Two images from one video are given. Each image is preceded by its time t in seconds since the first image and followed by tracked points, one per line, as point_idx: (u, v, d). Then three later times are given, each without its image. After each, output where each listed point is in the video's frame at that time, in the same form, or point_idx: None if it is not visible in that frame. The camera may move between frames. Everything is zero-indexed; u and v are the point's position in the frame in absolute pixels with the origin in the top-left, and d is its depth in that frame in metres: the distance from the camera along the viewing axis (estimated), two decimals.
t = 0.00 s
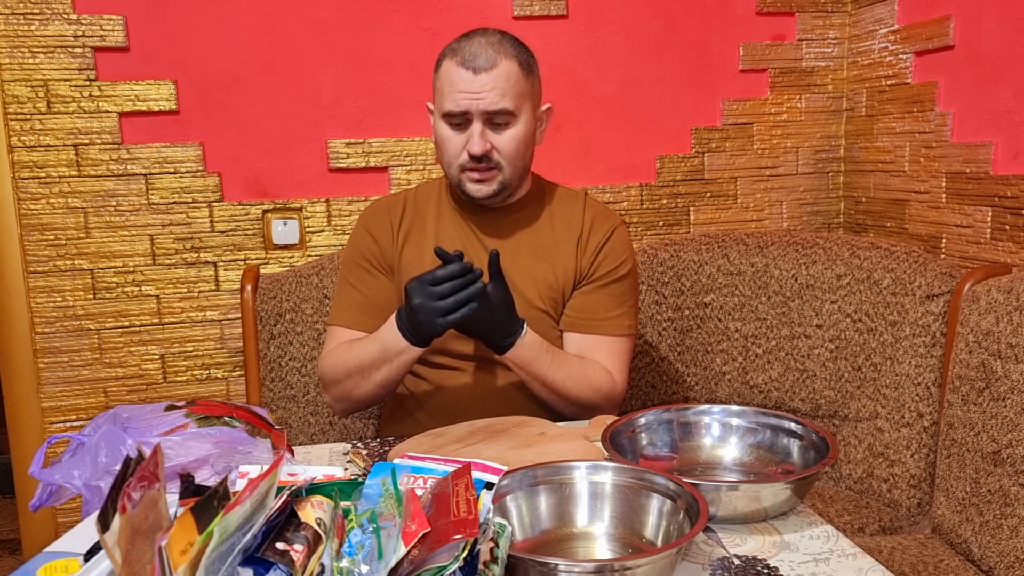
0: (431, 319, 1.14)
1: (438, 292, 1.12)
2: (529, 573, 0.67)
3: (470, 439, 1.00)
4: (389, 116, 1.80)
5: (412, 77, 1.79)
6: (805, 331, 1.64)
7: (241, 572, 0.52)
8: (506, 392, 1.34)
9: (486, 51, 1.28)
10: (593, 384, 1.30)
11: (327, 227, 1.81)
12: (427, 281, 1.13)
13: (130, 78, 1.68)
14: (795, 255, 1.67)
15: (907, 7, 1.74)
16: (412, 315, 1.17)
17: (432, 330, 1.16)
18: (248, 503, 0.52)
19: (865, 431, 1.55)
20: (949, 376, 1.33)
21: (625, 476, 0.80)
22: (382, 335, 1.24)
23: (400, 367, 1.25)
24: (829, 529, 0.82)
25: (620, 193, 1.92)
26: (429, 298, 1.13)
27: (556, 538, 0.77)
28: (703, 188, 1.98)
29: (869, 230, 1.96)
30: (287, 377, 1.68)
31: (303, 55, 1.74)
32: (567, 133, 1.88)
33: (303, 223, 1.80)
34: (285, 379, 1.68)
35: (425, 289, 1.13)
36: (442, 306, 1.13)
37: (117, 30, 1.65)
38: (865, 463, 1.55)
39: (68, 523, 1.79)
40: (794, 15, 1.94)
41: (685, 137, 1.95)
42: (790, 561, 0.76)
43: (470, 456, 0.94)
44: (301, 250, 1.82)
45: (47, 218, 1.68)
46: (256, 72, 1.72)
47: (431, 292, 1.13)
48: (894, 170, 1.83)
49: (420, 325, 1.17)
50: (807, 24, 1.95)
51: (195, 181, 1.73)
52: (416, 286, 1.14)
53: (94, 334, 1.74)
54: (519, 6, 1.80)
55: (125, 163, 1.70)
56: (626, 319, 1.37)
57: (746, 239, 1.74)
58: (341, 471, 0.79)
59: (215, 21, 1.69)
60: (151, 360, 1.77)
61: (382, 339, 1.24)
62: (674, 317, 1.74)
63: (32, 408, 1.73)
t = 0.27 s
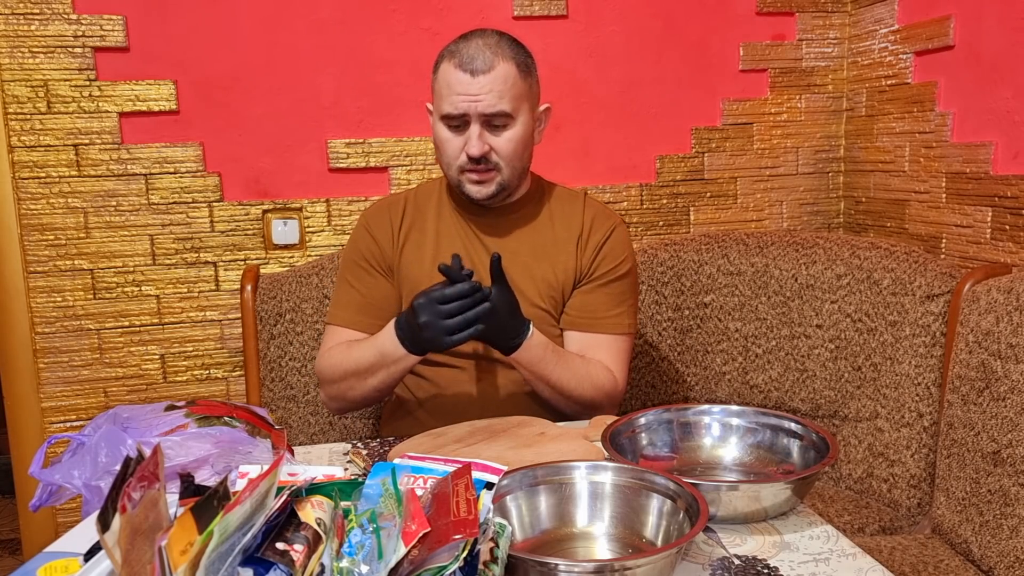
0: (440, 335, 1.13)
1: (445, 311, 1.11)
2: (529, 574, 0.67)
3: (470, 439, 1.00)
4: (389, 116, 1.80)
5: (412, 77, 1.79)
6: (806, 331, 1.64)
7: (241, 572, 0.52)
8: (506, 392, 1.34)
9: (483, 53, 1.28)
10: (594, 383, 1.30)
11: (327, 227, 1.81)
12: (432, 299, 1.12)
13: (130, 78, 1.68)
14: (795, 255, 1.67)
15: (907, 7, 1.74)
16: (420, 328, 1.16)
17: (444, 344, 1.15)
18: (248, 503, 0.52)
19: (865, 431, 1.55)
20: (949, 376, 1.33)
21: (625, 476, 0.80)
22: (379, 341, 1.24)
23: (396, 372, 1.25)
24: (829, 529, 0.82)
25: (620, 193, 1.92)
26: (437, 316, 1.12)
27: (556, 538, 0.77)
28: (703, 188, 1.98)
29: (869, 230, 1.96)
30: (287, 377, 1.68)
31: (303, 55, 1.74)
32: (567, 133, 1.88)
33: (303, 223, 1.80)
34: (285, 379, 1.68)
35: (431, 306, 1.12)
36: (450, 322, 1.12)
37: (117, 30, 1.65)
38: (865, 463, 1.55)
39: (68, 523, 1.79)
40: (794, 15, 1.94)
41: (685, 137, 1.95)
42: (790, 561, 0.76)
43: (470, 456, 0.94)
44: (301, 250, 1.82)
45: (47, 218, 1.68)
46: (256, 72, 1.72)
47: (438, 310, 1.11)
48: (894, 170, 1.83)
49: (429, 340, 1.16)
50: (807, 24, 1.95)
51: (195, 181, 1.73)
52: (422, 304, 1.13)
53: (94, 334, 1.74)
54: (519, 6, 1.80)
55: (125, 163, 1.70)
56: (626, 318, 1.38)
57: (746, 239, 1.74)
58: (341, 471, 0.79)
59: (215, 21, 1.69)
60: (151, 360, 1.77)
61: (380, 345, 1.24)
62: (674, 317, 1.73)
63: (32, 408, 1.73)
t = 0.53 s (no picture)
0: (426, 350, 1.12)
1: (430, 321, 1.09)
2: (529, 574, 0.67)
3: (470, 439, 1.00)
4: (389, 116, 1.80)
5: (412, 77, 1.79)
6: (806, 331, 1.64)
7: (241, 573, 0.52)
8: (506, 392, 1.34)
9: (481, 54, 1.28)
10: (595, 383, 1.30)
11: (327, 227, 1.81)
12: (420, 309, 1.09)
13: (130, 78, 1.68)
14: (795, 255, 1.67)
15: (907, 7, 1.74)
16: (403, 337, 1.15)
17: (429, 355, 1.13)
18: (248, 503, 0.52)
19: (865, 431, 1.55)
20: (949, 376, 1.33)
21: (625, 476, 0.80)
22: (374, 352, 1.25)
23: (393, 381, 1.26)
24: (829, 529, 0.82)
25: (620, 193, 1.92)
26: (419, 333, 1.10)
27: (556, 538, 0.77)
28: (703, 188, 1.98)
29: (869, 230, 1.96)
30: (287, 377, 1.68)
31: (303, 54, 1.74)
32: (567, 133, 1.88)
33: (303, 223, 1.80)
34: (285, 379, 1.68)
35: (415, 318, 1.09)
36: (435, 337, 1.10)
37: (117, 30, 1.65)
38: (865, 463, 1.55)
39: (68, 523, 1.79)
40: (794, 15, 1.94)
41: (685, 137, 1.95)
42: (790, 561, 0.76)
43: (470, 456, 0.94)
44: (301, 250, 1.82)
45: (47, 217, 1.68)
46: (256, 72, 1.72)
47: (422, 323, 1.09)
48: (894, 170, 1.83)
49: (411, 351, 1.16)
50: (807, 24, 1.95)
51: (195, 181, 1.73)
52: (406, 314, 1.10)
53: (94, 334, 1.74)
54: (519, 6, 1.80)
55: (125, 163, 1.70)
56: (625, 316, 1.37)
57: (746, 239, 1.74)
58: (341, 471, 0.79)
59: (215, 21, 1.69)
60: (151, 360, 1.77)
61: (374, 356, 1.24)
62: (674, 317, 1.73)
63: (32, 408, 1.73)
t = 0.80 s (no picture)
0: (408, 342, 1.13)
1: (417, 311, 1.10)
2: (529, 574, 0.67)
3: (470, 439, 1.00)
4: (389, 116, 1.80)
5: (412, 77, 1.79)
6: (805, 331, 1.64)
7: (241, 573, 0.52)
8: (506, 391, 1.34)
9: (472, 56, 1.28)
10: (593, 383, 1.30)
11: (327, 227, 1.81)
12: (409, 294, 1.09)
13: (130, 78, 1.68)
14: (795, 255, 1.67)
15: (907, 7, 1.74)
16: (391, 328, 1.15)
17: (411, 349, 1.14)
18: (248, 503, 0.52)
19: (865, 431, 1.55)
20: (949, 376, 1.33)
21: (625, 476, 0.80)
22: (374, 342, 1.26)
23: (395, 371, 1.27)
24: (829, 529, 0.82)
25: (620, 193, 1.92)
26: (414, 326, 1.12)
27: (556, 538, 0.77)
28: (703, 188, 1.98)
29: (869, 230, 1.96)
30: (287, 377, 1.68)
31: (303, 55, 1.74)
32: (567, 133, 1.88)
33: (303, 223, 1.80)
34: (285, 379, 1.68)
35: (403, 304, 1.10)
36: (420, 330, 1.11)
37: (117, 30, 1.65)
38: (865, 463, 1.55)
39: (68, 523, 1.79)
40: (794, 15, 1.94)
41: (685, 137, 1.95)
42: (790, 561, 0.76)
43: (470, 456, 0.94)
44: (301, 250, 1.82)
45: (47, 218, 1.68)
46: (255, 72, 1.72)
47: (409, 310, 1.10)
48: (894, 170, 1.83)
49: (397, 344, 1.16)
50: (807, 24, 1.95)
51: (195, 181, 1.73)
52: (394, 297, 1.11)
53: (94, 334, 1.74)
54: (519, 6, 1.80)
55: (125, 163, 1.70)
56: (624, 316, 1.37)
57: (746, 239, 1.74)
58: (341, 471, 0.79)
59: (215, 21, 1.69)
60: (151, 360, 1.77)
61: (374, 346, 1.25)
62: (674, 317, 1.73)
63: (32, 408, 1.73)
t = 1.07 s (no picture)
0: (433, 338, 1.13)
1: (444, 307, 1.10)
2: (529, 573, 0.67)
3: (470, 439, 1.00)
4: (389, 116, 1.80)
5: (412, 77, 1.79)
6: (805, 331, 1.64)
7: (241, 572, 0.52)
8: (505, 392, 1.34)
9: (478, 56, 1.28)
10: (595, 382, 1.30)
11: (327, 227, 1.81)
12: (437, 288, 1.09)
13: (130, 78, 1.68)
14: (795, 255, 1.67)
15: (907, 7, 1.74)
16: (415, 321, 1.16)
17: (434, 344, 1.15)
18: (248, 503, 0.52)
19: (865, 431, 1.55)
20: (949, 376, 1.33)
21: (625, 476, 0.80)
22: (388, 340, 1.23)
23: (408, 369, 1.24)
24: (829, 529, 0.82)
25: (620, 193, 1.92)
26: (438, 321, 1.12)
27: (556, 538, 0.77)
28: (703, 188, 1.98)
29: (869, 230, 1.96)
30: (287, 377, 1.68)
31: (303, 55, 1.74)
32: (567, 133, 1.88)
33: (303, 223, 1.80)
34: (285, 379, 1.68)
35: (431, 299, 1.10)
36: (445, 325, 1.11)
37: (117, 30, 1.65)
38: (865, 463, 1.55)
39: (68, 523, 1.79)
40: (794, 15, 1.94)
41: (685, 137, 1.95)
42: (790, 561, 0.76)
43: (470, 456, 0.94)
44: (301, 250, 1.82)
45: (47, 218, 1.68)
46: (256, 72, 1.72)
47: (436, 307, 1.10)
48: (894, 170, 1.83)
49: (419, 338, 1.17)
50: (807, 24, 1.95)
51: (195, 181, 1.73)
52: (422, 293, 1.11)
53: (94, 334, 1.74)
54: (519, 6, 1.80)
55: (125, 163, 1.70)
56: (623, 315, 1.37)
57: (746, 239, 1.74)
58: (341, 471, 0.80)
59: (215, 21, 1.69)
60: (151, 360, 1.77)
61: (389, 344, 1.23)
62: (674, 317, 1.73)
63: (32, 408, 1.73)
